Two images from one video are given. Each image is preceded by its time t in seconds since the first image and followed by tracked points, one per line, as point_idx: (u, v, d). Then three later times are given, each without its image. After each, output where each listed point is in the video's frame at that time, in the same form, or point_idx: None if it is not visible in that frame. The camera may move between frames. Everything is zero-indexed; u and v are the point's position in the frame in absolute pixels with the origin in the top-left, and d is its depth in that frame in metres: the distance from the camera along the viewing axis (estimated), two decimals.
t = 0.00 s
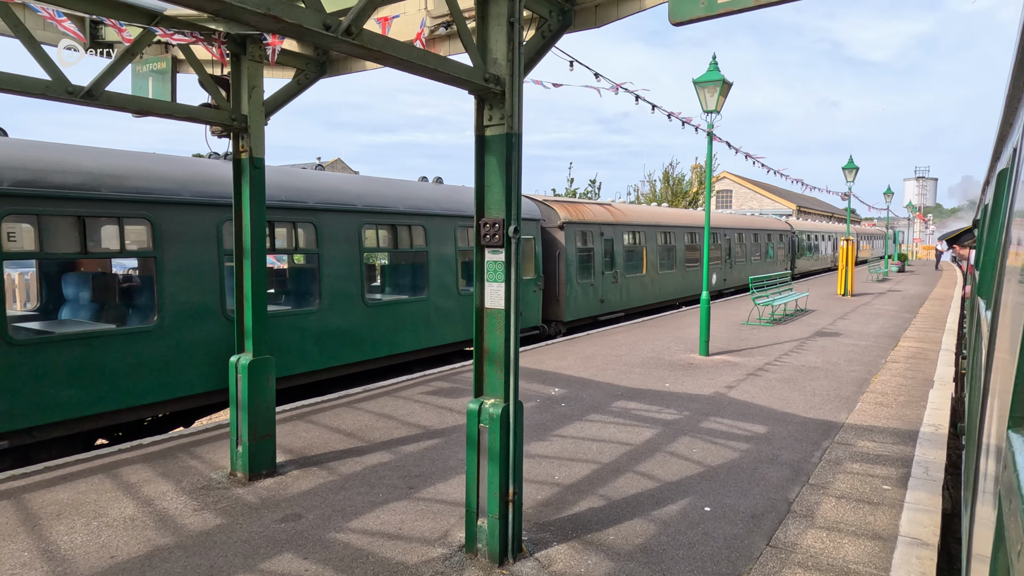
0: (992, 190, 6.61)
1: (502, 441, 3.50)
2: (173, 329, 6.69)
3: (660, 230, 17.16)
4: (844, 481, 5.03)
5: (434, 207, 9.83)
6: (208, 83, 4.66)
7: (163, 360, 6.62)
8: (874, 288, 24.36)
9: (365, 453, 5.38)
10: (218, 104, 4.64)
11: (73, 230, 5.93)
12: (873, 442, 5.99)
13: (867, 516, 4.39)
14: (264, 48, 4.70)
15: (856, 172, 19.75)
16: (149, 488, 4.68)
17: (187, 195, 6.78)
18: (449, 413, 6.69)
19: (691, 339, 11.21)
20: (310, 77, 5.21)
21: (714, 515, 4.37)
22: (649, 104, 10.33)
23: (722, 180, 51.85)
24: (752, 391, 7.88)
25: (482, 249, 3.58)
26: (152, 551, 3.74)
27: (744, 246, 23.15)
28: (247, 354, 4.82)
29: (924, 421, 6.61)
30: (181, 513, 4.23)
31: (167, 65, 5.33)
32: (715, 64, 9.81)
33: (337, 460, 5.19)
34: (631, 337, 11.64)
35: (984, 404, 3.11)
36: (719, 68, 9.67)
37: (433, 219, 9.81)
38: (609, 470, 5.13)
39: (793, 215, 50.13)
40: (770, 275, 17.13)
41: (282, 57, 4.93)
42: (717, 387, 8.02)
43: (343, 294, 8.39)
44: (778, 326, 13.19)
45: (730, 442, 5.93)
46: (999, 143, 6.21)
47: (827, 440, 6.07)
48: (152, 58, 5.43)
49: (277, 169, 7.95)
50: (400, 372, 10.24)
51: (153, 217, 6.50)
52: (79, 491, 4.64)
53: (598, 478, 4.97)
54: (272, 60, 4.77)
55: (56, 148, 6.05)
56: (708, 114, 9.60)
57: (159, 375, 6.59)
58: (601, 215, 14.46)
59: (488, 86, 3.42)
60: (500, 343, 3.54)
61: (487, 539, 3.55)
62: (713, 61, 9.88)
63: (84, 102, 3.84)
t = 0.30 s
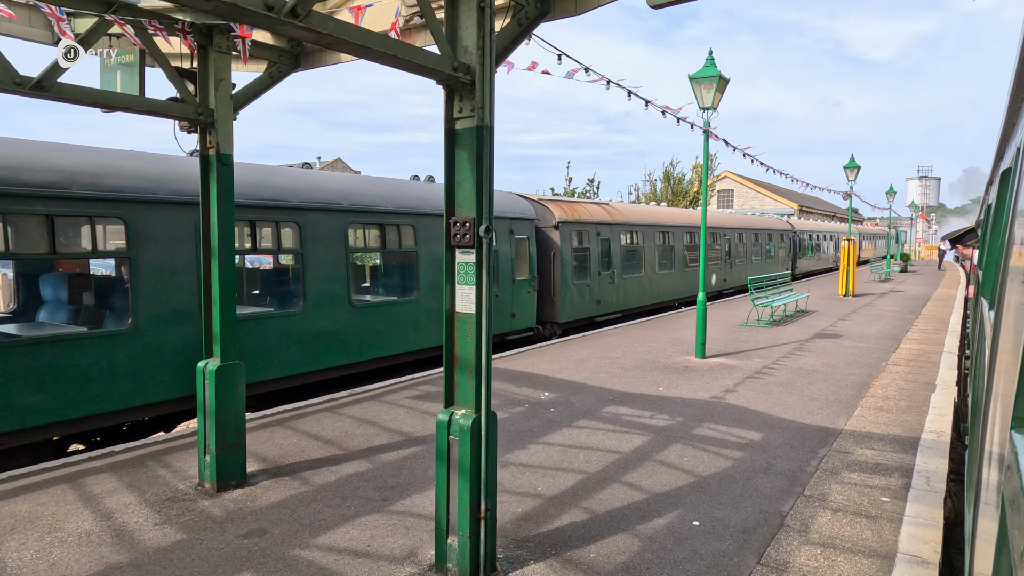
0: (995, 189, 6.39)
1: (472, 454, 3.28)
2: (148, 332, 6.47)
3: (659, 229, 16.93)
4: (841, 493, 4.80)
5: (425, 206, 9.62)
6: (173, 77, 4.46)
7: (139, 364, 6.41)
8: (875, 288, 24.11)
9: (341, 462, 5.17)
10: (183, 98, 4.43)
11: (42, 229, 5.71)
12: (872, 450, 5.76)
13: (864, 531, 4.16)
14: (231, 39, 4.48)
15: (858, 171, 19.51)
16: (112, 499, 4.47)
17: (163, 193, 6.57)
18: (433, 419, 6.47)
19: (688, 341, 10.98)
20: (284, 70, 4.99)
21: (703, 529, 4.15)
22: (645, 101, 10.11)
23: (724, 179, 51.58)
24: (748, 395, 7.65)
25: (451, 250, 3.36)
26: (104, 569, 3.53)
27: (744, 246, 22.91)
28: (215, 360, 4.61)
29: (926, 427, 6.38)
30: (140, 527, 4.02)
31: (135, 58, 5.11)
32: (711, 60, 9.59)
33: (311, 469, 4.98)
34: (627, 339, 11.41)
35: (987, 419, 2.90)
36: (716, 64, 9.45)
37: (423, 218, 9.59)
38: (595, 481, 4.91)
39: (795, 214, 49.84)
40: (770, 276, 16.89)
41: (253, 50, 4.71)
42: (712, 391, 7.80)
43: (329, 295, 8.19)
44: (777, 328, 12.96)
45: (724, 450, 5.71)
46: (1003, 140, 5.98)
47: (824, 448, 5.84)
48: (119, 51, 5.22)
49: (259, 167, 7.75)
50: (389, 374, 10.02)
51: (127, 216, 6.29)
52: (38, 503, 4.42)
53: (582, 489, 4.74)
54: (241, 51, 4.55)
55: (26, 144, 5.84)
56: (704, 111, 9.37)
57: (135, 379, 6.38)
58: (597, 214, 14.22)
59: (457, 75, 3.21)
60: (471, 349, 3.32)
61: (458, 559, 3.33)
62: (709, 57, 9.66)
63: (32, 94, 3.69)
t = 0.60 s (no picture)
0: (999, 188, 6.16)
1: (437, 471, 3.06)
2: (122, 336, 6.25)
3: (657, 229, 16.69)
4: (836, 505, 4.57)
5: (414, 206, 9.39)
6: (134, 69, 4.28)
7: (111, 370, 6.18)
8: (877, 289, 23.84)
9: (314, 473, 4.95)
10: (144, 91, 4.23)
11: (8, 230, 5.48)
12: (871, 460, 5.53)
13: (861, 548, 3.93)
14: (195, 30, 4.27)
15: (859, 170, 19.26)
16: (69, 513, 4.25)
17: (136, 192, 6.37)
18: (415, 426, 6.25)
19: (684, 344, 10.75)
20: (253, 62, 4.77)
21: (689, 546, 3.93)
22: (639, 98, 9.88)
23: (725, 179, 51.32)
24: (744, 400, 7.42)
25: (416, 251, 3.13)
26: None
27: (744, 246, 22.67)
28: (178, 366, 4.40)
29: (927, 435, 6.14)
30: (93, 544, 3.80)
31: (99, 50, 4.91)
32: (707, 56, 9.36)
33: (282, 481, 4.76)
34: (622, 341, 11.17)
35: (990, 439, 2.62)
36: (712, 60, 9.22)
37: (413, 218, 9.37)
38: (579, 493, 4.68)
39: (797, 214, 49.55)
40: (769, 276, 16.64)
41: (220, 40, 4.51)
42: (707, 396, 7.56)
43: (313, 297, 7.97)
44: (776, 330, 12.72)
45: (716, 460, 5.48)
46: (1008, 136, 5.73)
47: (821, 457, 5.61)
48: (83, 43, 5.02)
49: (239, 166, 7.54)
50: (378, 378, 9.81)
51: (99, 216, 6.08)
52: None
53: (565, 502, 4.52)
54: (205, 42, 4.36)
55: None
56: (699, 108, 9.14)
57: (109, 384, 6.17)
58: (593, 214, 13.99)
59: (420, 63, 2.98)
60: (436, 359, 3.10)
61: None
62: (705, 52, 9.42)
63: None
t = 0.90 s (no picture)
0: (1002, 187, 5.90)
1: (395, 490, 2.83)
2: (92, 340, 6.02)
3: (654, 229, 16.45)
4: (831, 520, 4.34)
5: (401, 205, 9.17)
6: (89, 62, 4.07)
7: (80, 375, 5.94)
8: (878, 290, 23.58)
9: (284, 485, 4.72)
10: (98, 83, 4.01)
11: None
12: (868, 470, 5.30)
13: (857, 568, 3.69)
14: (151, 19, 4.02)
15: (859, 170, 19.01)
16: (18, 529, 4.01)
17: (106, 191, 6.14)
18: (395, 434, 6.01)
19: (679, 347, 10.50)
20: (217, 53, 4.56)
21: (674, 566, 3.69)
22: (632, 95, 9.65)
23: (725, 179, 51.09)
24: (738, 406, 7.18)
25: (373, 251, 2.90)
26: None
27: (743, 246, 22.43)
28: (135, 374, 4.17)
29: (927, 443, 5.91)
30: (38, 565, 3.56)
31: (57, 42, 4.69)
32: (702, 51, 9.12)
33: (247, 494, 4.52)
34: (616, 344, 10.93)
35: (1004, 457, 2.37)
36: (707, 55, 8.98)
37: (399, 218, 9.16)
38: (561, 506, 4.44)
39: (798, 215, 49.27)
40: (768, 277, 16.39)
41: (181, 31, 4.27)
42: (700, 401, 7.32)
43: (294, 299, 7.75)
44: (774, 332, 12.47)
45: (706, 471, 5.25)
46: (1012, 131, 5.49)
47: (816, 467, 5.37)
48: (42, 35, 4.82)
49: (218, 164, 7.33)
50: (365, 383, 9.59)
51: (65, 216, 5.86)
52: None
53: (544, 516, 4.28)
54: (162, 32, 4.10)
55: None
56: (694, 105, 8.91)
57: (79, 389, 5.94)
58: (588, 214, 13.75)
59: (374, 49, 2.76)
60: (394, 368, 2.87)
61: None
62: (699, 48, 9.18)
63: None
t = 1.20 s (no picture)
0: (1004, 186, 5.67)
1: (342, 514, 2.60)
2: (58, 344, 5.79)
3: (650, 229, 16.21)
4: (823, 537, 4.10)
5: (386, 204, 8.93)
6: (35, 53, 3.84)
7: (43, 381, 5.70)
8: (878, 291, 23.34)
9: (248, 498, 4.48)
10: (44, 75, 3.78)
11: None
12: (864, 481, 5.05)
13: None
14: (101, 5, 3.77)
15: (858, 169, 18.77)
16: None
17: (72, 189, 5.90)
18: (371, 442, 5.77)
19: (673, 350, 10.26)
20: (177, 44, 4.31)
21: None
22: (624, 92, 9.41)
23: (725, 179, 50.85)
24: (730, 412, 6.94)
25: (321, 253, 2.67)
26: None
27: (741, 247, 22.19)
28: (85, 383, 3.93)
29: (926, 452, 5.67)
30: None
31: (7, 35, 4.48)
32: (695, 47, 8.89)
33: (208, 508, 4.29)
34: (609, 347, 10.68)
35: (1015, 477, 2.11)
36: (699, 51, 8.74)
37: (385, 218, 8.92)
38: (538, 522, 4.21)
39: (798, 215, 49.01)
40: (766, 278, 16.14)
41: (136, 19, 4.02)
42: (691, 406, 7.08)
43: (273, 302, 7.52)
44: (771, 334, 12.23)
45: (694, 482, 5.00)
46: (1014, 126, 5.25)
47: (809, 478, 5.13)
48: None
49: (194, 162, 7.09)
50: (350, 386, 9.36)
51: (28, 215, 5.62)
52: None
53: (520, 533, 4.05)
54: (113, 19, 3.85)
55: None
56: (686, 101, 8.68)
57: (43, 395, 5.70)
58: (582, 214, 13.50)
59: (317, 30, 2.53)
60: (343, 380, 2.63)
61: None
62: (693, 43, 8.95)
63: None
